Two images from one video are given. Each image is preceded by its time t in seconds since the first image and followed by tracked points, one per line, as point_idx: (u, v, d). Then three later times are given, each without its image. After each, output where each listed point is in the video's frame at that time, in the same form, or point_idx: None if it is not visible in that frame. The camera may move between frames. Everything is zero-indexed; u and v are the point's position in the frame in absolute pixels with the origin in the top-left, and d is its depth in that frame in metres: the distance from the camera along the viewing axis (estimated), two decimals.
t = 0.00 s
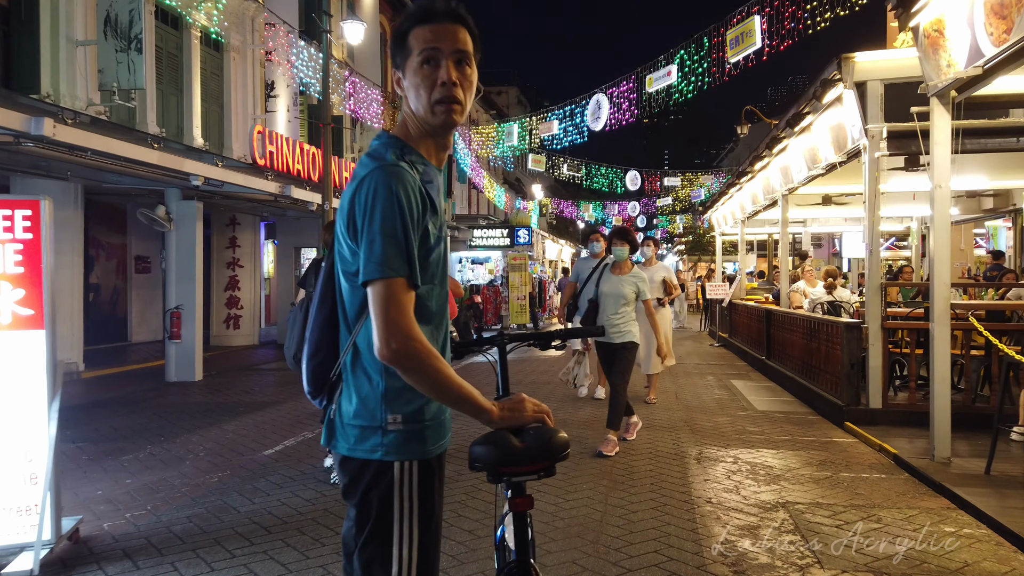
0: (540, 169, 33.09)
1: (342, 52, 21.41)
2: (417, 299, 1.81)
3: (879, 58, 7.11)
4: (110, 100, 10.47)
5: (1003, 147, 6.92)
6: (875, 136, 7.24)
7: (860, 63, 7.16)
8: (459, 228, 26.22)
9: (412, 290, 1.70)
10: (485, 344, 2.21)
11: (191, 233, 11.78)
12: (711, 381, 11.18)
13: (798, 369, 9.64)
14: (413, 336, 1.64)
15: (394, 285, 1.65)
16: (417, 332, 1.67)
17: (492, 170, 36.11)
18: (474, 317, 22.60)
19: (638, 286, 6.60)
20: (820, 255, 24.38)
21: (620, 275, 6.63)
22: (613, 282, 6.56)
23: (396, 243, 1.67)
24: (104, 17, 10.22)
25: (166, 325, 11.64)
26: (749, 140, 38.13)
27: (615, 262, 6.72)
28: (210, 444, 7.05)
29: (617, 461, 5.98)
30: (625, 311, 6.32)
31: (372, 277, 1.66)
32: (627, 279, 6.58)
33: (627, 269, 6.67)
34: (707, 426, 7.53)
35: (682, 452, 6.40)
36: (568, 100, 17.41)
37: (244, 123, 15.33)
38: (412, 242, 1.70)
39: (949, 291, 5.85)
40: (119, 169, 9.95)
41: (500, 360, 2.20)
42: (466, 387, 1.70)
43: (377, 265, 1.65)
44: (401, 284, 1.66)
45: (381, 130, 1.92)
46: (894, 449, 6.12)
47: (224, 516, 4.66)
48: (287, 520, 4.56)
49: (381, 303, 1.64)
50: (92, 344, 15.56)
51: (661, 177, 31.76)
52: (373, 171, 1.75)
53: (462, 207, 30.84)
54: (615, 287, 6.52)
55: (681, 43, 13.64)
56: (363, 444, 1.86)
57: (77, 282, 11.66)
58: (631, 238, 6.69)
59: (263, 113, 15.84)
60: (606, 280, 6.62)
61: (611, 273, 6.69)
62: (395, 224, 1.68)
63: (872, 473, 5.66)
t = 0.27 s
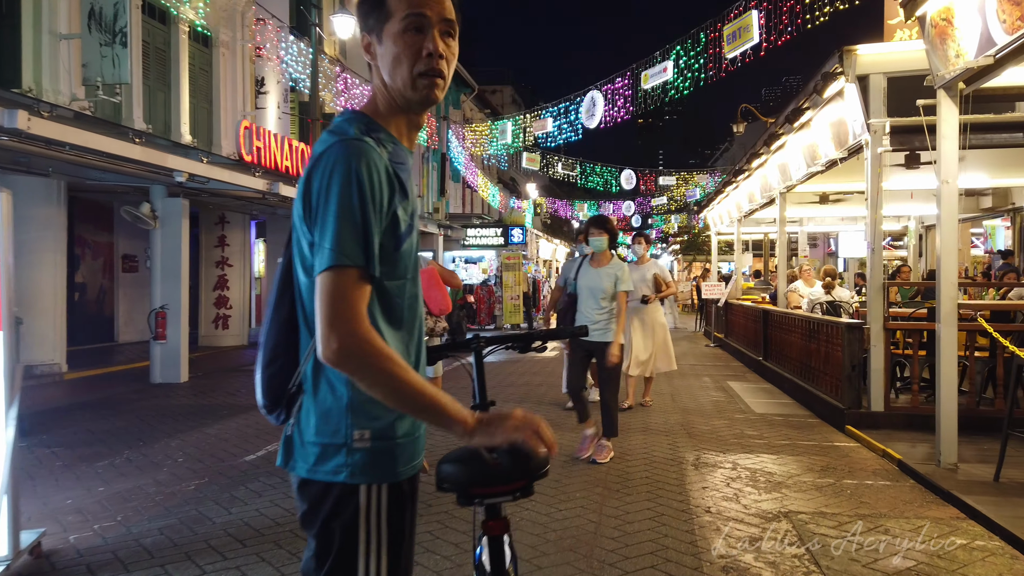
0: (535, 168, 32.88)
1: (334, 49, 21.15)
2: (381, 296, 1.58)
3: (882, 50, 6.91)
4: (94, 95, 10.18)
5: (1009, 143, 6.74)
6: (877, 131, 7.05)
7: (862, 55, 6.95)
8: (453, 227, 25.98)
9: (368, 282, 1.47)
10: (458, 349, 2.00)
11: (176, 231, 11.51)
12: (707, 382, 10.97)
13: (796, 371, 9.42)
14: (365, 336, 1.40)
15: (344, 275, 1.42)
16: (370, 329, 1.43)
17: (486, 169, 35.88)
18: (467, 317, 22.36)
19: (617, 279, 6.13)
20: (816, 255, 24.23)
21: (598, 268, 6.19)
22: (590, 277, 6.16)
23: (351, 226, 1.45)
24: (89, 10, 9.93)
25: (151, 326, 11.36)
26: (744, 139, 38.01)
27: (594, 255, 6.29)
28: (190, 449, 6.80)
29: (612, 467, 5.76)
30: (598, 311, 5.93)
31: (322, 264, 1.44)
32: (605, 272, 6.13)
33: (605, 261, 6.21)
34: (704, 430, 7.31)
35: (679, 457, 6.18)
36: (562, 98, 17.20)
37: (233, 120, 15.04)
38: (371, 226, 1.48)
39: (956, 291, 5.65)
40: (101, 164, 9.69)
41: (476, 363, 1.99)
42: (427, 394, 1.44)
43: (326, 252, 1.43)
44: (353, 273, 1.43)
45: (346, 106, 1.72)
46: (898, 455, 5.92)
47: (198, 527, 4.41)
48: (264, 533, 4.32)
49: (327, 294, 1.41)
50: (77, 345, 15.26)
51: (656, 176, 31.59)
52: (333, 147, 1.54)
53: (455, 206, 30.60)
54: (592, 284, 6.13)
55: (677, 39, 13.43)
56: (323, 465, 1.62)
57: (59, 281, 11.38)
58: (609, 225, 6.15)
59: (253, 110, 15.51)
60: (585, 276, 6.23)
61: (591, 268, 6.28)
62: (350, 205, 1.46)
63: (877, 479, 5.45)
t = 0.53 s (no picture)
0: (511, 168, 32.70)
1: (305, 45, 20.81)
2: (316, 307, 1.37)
3: (859, 48, 6.81)
4: (53, 90, 9.78)
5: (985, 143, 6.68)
6: (854, 130, 6.96)
7: (840, 53, 6.84)
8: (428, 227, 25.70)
9: (296, 291, 1.25)
10: (396, 360, 1.80)
11: (138, 230, 11.14)
12: (682, 384, 10.86)
13: (772, 373, 9.32)
14: (281, 350, 1.17)
15: (269, 282, 1.20)
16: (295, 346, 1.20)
17: (462, 168, 35.63)
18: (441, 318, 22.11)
19: (566, 284, 5.64)
20: (790, 255, 24.33)
21: (544, 273, 5.68)
22: (536, 284, 5.67)
23: (282, 224, 1.23)
24: (48, 2, 9.51)
25: (112, 328, 10.99)
26: (719, 140, 38.15)
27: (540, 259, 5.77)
28: (147, 458, 6.50)
29: (584, 474, 5.58)
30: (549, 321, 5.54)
31: (242, 266, 1.21)
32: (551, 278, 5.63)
33: (553, 265, 5.69)
34: (679, 435, 7.16)
35: (653, 463, 6.02)
36: (537, 96, 17.01)
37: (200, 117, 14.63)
38: (308, 225, 1.26)
39: (934, 292, 5.55)
40: (57, 161, 9.31)
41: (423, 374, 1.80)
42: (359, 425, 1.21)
43: (247, 251, 1.21)
44: (280, 277, 1.21)
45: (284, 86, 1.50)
46: (875, 460, 5.80)
47: (145, 545, 4.15)
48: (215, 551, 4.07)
49: (247, 298, 1.19)
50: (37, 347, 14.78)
51: (632, 176, 31.56)
52: (267, 130, 1.33)
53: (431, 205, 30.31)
54: (539, 292, 5.65)
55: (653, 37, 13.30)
56: (248, 502, 1.41)
57: (15, 281, 10.96)
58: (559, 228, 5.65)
59: (221, 106, 14.94)
60: (531, 282, 5.73)
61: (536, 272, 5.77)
62: (283, 198, 1.24)
63: (854, 486, 5.33)
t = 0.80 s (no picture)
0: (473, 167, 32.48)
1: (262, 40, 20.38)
2: (193, 295, 1.13)
3: (818, 43, 6.74)
4: None
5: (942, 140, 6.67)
6: (813, 127, 6.90)
7: (798, 49, 6.76)
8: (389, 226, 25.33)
9: (149, 274, 1.02)
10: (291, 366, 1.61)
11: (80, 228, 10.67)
12: (643, 384, 10.76)
13: (732, 372, 9.26)
14: (116, 338, 0.94)
15: (108, 259, 0.98)
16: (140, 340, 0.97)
17: (424, 167, 35.29)
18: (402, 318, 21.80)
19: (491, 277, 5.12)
20: (750, 255, 24.53)
21: (467, 264, 5.14)
22: (458, 275, 5.13)
23: (136, 191, 1.01)
24: None
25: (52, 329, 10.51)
26: (681, 141, 38.42)
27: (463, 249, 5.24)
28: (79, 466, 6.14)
29: (539, 479, 5.38)
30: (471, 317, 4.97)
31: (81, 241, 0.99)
32: (475, 269, 5.10)
33: (476, 256, 5.16)
34: (638, 436, 7.01)
35: (611, 466, 5.85)
36: (498, 94, 16.82)
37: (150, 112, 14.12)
38: (172, 194, 1.04)
39: (894, 290, 5.48)
40: None
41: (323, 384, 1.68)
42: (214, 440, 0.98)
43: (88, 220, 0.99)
44: (128, 255, 0.99)
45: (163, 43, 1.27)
46: (834, 460, 5.72)
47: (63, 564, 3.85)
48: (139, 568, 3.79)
49: (80, 276, 0.96)
50: None
51: (595, 176, 31.56)
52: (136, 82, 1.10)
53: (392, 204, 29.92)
54: (460, 284, 5.10)
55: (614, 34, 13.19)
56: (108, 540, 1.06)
57: None
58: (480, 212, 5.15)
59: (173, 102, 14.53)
60: (452, 274, 5.19)
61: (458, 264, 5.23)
62: (143, 157, 1.02)
63: (814, 487, 5.22)
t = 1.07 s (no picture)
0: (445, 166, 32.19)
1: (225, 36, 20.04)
2: None
3: (782, 40, 6.61)
4: None
5: (908, 138, 6.57)
6: (777, 125, 6.76)
7: (762, 45, 6.63)
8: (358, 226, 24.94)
9: None
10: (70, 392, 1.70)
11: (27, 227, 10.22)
12: (611, 386, 10.60)
13: (699, 374, 9.12)
14: None
15: None
16: None
17: (396, 165, 34.91)
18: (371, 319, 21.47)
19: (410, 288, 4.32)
20: (721, 255, 24.57)
21: (383, 272, 4.34)
22: (370, 285, 4.31)
23: None
24: None
25: None
26: (654, 139, 38.44)
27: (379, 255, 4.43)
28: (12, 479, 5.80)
29: (495, 489, 5.17)
30: (382, 333, 4.19)
31: None
32: (390, 278, 4.29)
33: (395, 263, 4.36)
34: (601, 441, 6.83)
35: (571, 474, 5.66)
36: (466, 91, 16.58)
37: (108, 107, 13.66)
38: None
39: (857, 292, 5.35)
40: None
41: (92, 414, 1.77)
42: None
43: None
44: None
45: None
46: (798, 466, 5.58)
47: None
48: None
49: None
50: None
51: (567, 175, 31.44)
52: None
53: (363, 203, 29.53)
54: (372, 296, 4.29)
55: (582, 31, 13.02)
56: None
57: None
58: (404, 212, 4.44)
59: (132, 98, 14.10)
60: (365, 284, 4.38)
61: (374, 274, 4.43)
62: None
63: (776, 495, 5.07)
